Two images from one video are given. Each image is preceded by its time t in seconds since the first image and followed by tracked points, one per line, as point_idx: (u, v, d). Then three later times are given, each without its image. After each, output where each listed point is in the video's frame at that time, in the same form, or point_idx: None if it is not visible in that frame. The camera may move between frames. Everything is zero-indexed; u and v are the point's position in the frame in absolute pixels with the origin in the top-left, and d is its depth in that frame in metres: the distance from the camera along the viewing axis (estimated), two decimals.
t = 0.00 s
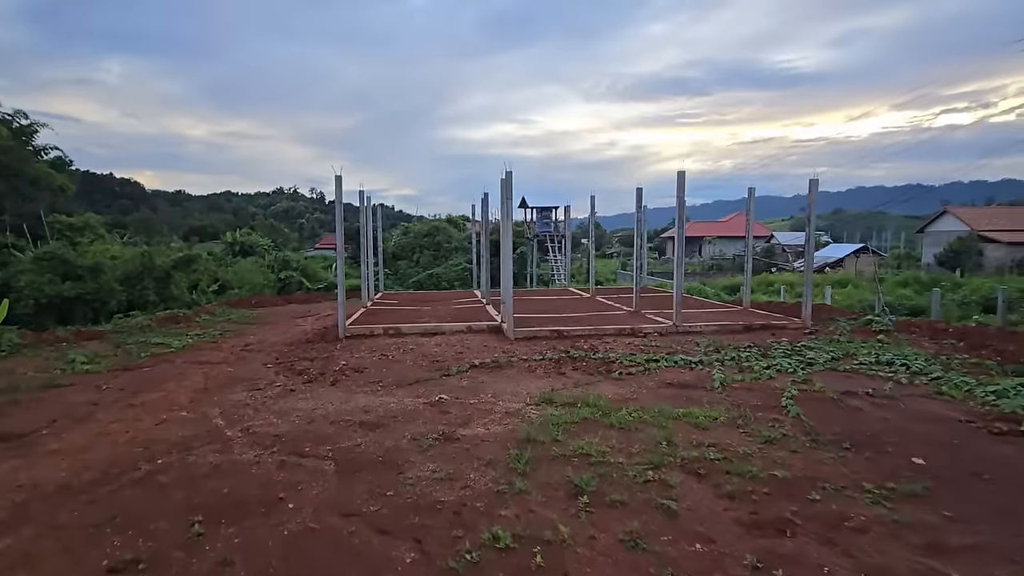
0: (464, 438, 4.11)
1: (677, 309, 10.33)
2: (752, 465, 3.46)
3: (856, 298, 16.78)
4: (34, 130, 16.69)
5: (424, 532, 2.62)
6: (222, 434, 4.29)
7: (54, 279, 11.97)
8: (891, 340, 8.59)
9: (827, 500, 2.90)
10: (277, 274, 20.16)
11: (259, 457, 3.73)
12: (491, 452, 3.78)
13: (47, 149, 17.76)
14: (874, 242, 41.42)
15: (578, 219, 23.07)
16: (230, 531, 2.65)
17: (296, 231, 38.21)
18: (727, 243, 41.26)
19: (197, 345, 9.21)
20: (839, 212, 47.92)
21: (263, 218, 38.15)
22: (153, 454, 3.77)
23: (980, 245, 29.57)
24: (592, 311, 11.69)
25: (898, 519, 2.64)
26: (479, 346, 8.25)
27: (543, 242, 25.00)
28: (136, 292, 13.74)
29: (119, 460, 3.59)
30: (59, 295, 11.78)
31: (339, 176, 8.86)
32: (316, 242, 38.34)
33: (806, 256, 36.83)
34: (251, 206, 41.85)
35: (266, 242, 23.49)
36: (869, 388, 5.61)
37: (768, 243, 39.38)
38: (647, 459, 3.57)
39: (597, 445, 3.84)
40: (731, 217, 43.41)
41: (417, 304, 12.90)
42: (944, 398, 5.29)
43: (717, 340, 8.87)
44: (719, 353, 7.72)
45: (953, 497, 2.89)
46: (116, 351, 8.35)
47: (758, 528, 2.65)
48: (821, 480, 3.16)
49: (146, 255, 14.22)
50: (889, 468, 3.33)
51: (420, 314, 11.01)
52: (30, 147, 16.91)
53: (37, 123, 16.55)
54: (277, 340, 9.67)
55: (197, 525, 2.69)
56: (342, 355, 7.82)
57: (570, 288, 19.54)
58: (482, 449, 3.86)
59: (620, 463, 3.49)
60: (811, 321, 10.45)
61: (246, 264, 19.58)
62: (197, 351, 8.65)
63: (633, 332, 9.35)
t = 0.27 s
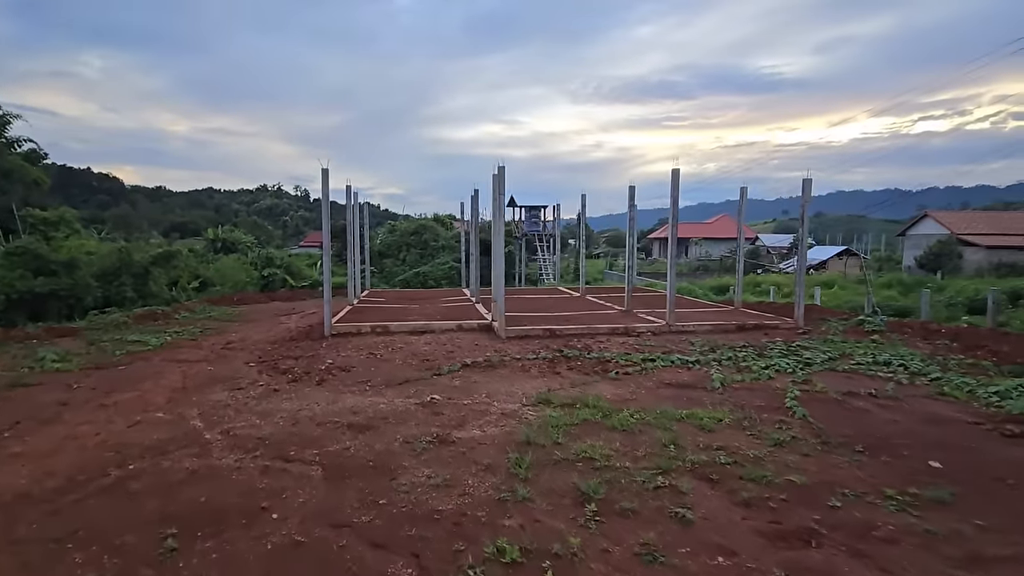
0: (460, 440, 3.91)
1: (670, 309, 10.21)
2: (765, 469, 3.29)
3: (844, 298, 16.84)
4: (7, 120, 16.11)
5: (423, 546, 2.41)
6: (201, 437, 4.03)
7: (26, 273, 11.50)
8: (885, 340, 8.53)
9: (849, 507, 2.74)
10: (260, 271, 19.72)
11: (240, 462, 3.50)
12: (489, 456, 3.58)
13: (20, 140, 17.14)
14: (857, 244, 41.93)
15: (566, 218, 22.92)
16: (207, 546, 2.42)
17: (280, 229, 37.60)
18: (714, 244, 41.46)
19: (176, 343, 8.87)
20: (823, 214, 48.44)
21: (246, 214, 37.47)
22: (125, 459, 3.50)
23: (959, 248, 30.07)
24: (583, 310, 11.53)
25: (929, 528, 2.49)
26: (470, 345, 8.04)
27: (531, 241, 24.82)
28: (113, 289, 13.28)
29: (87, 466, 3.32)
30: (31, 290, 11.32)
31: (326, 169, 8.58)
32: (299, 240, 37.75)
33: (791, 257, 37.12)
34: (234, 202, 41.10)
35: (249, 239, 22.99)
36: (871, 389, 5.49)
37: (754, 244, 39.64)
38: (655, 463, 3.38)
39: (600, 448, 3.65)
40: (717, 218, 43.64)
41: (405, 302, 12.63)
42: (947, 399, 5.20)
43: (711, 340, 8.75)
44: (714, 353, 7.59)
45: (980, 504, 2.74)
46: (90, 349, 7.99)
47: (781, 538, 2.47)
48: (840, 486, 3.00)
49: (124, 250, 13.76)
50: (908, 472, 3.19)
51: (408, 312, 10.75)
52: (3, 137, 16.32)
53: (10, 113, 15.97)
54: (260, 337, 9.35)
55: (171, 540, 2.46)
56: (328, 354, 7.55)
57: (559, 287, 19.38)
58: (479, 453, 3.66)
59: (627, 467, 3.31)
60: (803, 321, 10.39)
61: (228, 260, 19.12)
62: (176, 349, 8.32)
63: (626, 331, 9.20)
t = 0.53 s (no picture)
0: (456, 446, 3.71)
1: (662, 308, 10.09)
2: (779, 479, 3.14)
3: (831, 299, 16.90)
4: None
5: (421, 568, 2.22)
6: (179, 443, 3.80)
7: None
8: (879, 341, 8.49)
9: (873, 522, 2.59)
10: (243, 265, 19.27)
11: (222, 470, 3.28)
12: (488, 465, 3.39)
13: None
14: (840, 245, 42.41)
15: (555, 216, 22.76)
16: (183, 569, 2.20)
17: (263, 223, 36.95)
18: (700, 244, 41.64)
19: (154, 339, 8.53)
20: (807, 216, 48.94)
21: (229, 208, 36.77)
22: (96, 469, 3.25)
23: (938, 249, 30.55)
24: (575, 308, 11.37)
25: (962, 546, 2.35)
26: (461, 344, 7.84)
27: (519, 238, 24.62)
28: (89, 283, 12.85)
29: (54, 477, 3.07)
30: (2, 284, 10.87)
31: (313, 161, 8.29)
32: (283, 235, 37.13)
33: (776, 258, 37.40)
34: (216, 195, 40.30)
35: (231, 233, 22.49)
36: (873, 392, 5.39)
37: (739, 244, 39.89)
38: (665, 472, 3.21)
39: (605, 455, 3.49)
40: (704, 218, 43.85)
41: (393, 299, 12.36)
42: (950, 403, 5.11)
43: (705, 340, 8.65)
44: (710, 353, 7.47)
45: (1008, 518, 2.62)
46: (62, 346, 7.63)
47: (806, 557, 2.32)
48: (859, 498, 2.86)
49: (100, 242, 13.31)
50: (927, 483, 3.06)
51: (396, 309, 10.50)
52: None
53: None
54: (243, 334, 9.05)
55: (143, 563, 2.24)
56: (314, 352, 7.30)
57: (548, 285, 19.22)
58: (477, 460, 3.47)
59: (633, 477, 3.15)
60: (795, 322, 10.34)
61: (210, 255, 18.65)
62: (154, 346, 8.00)
63: (620, 331, 9.05)
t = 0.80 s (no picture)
0: (455, 444, 3.55)
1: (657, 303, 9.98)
2: (794, 478, 3.01)
3: (822, 295, 16.93)
4: None
5: None
6: (160, 441, 3.59)
7: None
8: (874, 337, 8.44)
9: (899, 525, 2.47)
10: (228, 258, 18.88)
11: (206, 471, 3.08)
12: (489, 464, 3.23)
13: None
14: (826, 243, 42.77)
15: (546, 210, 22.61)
16: None
17: (248, 215, 36.36)
18: (688, 240, 41.78)
19: (135, 331, 8.25)
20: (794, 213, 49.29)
21: (213, 200, 36.12)
22: (69, 470, 3.04)
23: (922, 248, 30.91)
24: (568, 303, 11.22)
25: (996, 552, 2.23)
26: (454, 338, 7.65)
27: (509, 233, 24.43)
28: (68, 273, 12.41)
29: (23, 479, 2.87)
30: None
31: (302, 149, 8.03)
32: (269, 228, 36.56)
33: (764, 254, 37.61)
34: (200, 187, 39.58)
35: (215, 225, 22.02)
36: (876, 388, 5.30)
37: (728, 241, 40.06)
38: (675, 472, 3.06)
39: (611, 453, 3.34)
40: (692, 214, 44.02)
41: (382, 292, 12.13)
42: (954, 400, 5.03)
43: (701, 335, 8.54)
44: (707, 348, 7.37)
45: None
46: (38, 338, 7.34)
47: (833, 564, 2.19)
48: (880, 498, 2.74)
49: (79, 233, 12.93)
50: (947, 482, 2.94)
51: (386, 302, 10.28)
52: None
53: None
54: (228, 327, 8.79)
55: None
56: (302, 346, 7.08)
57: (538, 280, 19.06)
58: (477, 459, 3.31)
59: (643, 477, 3.01)
60: (790, 317, 10.28)
61: (193, 246, 18.23)
62: (134, 339, 7.72)
63: (614, 325, 8.93)
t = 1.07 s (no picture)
0: (456, 449, 3.40)
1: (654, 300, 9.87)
2: (812, 485, 2.90)
3: (814, 293, 16.94)
4: None
5: None
6: (145, 446, 3.40)
7: None
8: (872, 335, 8.39)
9: (929, 537, 2.35)
10: (216, 252, 18.54)
11: (194, 479, 2.91)
12: (494, 470, 3.08)
13: None
14: (816, 241, 43.03)
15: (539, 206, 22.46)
16: None
17: (236, 209, 35.86)
18: (679, 238, 41.85)
19: (119, 327, 8.00)
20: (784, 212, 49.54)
21: (200, 194, 35.57)
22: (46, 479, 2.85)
23: (910, 247, 31.15)
24: (563, 300, 11.08)
25: None
26: (449, 336, 7.48)
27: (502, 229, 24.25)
28: (50, 267, 12.07)
29: None
30: None
31: (293, 140, 7.81)
32: (258, 222, 36.07)
33: (755, 252, 37.75)
34: (187, 180, 38.95)
35: (203, 219, 21.63)
36: (882, 388, 5.21)
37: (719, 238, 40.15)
38: (689, 478, 2.94)
39: (620, 458, 3.21)
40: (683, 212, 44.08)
41: (374, 288, 11.92)
42: (961, 400, 4.96)
43: (699, 333, 8.45)
44: (707, 347, 7.26)
45: None
46: (18, 334, 7.09)
47: None
48: (905, 507, 2.62)
49: (62, 226, 12.59)
50: (970, 490, 2.84)
51: (379, 299, 10.08)
52: None
53: None
54: (216, 324, 8.56)
55: None
56: (294, 343, 6.88)
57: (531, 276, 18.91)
58: (481, 465, 3.16)
59: (656, 485, 2.87)
60: (786, 316, 10.22)
61: (180, 240, 17.86)
62: (119, 335, 7.47)
63: (611, 323, 8.81)
